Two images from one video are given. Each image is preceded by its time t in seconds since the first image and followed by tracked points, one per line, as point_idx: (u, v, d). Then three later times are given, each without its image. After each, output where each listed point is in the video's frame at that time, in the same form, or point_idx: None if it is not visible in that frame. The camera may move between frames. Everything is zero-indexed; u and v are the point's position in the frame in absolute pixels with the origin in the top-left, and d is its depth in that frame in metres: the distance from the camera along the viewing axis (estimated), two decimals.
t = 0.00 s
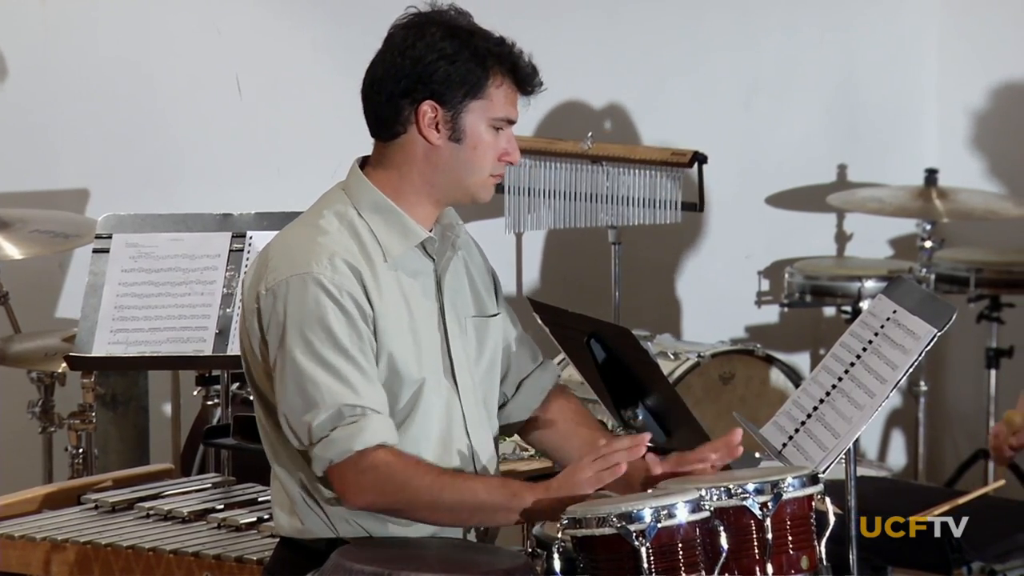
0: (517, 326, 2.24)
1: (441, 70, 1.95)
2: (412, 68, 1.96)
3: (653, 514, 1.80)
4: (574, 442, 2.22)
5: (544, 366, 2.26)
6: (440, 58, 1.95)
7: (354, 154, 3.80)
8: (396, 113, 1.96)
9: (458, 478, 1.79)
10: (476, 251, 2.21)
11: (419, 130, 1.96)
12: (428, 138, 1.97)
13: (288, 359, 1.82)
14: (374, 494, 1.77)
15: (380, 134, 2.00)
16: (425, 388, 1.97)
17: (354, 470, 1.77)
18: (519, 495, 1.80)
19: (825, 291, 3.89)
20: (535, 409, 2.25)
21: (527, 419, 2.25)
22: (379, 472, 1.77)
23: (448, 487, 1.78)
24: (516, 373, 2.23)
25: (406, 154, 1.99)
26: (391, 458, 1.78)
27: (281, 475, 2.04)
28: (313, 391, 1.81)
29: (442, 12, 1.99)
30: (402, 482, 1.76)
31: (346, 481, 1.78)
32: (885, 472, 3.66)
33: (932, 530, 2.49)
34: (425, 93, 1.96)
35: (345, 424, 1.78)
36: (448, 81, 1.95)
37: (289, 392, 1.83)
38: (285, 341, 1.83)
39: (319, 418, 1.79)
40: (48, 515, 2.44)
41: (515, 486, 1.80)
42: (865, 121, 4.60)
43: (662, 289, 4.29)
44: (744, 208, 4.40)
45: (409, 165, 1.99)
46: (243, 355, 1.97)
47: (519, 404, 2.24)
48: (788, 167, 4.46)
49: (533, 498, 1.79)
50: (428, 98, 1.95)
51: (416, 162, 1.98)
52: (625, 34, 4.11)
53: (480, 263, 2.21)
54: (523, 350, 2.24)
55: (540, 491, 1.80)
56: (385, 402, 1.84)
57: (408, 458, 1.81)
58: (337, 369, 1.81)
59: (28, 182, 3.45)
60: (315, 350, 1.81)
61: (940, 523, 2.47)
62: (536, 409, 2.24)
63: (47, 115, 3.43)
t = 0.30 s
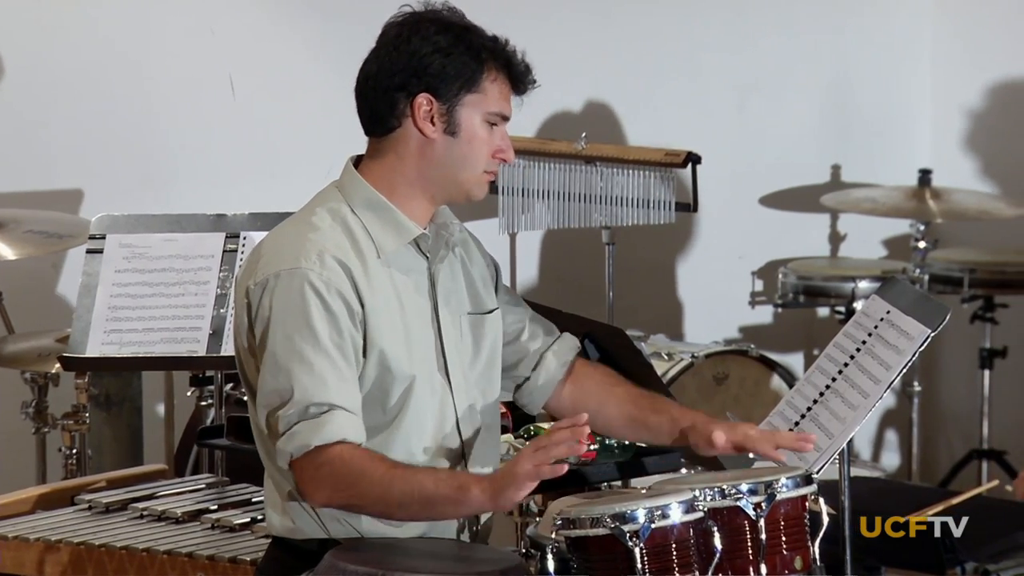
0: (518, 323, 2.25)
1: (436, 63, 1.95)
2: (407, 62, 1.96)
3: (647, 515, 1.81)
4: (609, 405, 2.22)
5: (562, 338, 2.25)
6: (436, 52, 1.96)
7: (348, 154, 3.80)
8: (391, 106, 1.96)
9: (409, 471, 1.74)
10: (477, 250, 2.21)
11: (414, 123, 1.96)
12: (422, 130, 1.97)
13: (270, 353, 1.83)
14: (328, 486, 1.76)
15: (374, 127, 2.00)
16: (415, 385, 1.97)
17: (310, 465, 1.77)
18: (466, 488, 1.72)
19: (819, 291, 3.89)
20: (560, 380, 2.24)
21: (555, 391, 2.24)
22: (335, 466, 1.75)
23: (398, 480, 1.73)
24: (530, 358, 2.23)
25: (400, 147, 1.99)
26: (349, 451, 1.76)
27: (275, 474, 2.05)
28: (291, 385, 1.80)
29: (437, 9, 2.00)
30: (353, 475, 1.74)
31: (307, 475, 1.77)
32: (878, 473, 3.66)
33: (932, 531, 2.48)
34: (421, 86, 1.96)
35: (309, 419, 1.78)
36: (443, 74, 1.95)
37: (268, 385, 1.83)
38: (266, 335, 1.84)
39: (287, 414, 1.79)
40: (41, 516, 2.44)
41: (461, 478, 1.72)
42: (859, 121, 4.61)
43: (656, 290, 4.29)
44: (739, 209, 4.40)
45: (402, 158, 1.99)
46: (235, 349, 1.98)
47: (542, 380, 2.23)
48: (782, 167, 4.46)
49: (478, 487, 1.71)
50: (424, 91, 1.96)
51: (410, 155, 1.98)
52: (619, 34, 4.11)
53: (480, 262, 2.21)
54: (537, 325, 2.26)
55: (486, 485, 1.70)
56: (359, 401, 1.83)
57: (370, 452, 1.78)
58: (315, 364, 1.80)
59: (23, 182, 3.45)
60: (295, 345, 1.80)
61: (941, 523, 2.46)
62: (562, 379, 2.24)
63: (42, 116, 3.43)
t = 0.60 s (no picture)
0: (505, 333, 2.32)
1: (443, 73, 2.01)
2: (414, 70, 2.02)
3: (637, 514, 1.82)
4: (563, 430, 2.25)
5: (536, 369, 2.31)
6: (444, 62, 2.01)
7: (339, 154, 3.80)
8: (395, 113, 2.02)
9: (399, 481, 1.75)
10: (470, 258, 2.29)
11: (416, 132, 2.02)
12: (423, 140, 2.02)
13: (264, 353, 1.86)
14: (322, 493, 1.77)
15: (378, 132, 2.06)
16: (408, 389, 2.03)
17: (305, 469, 1.79)
18: (455, 501, 1.72)
19: (810, 291, 3.89)
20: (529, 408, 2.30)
21: (519, 418, 2.30)
22: (328, 472, 1.77)
23: (388, 490, 1.74)
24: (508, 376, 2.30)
25: (401, 155, 2.05)
26: (344, 458, 1.78)
27: (263, 474, 2.06)
28: (285, 386, 1.84)
29: (450, 19, 2.06)
30: (345, 481, 1.75)
31: (300, 480, 1.79)
32: (869, 472, 3.66)
33: (932, 531, 2.46)
34: (426, 95, 2.02)
35: (303, 423, 1.81)
36: (449, 86, 2.01)
37: (261, 386, 1.86)
38: (261, 335, 1.87)
39: (282, 418, 1.82)
40: (32, 516, 2.44)
41: (452, 491, 1.72)
42: (850, 122, 4.61)
43: (648, 290, 4.29)
44: (730, 209, 4.40)
45: (403, 166, 2.05)
46: (226, 350, 2.00)
47: (512, 404, 2.30)
48: (774, 167, 4.46)
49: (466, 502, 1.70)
50: (428, 100, 2.01)
51: (410, 164, 2.04)
52: (610, 34, 4.11)
53: (471, 270, 2.28)
54: (517, 350, 2.32)
55: (473, 498, 1.69)
56: (351, 404, 1.86)
57: (364, 460, 1.79)
58: (309, 366, 1.84)
59: (15, 182, 3.45)
60: (289, 346, 1.84)
61: (941, 523, 2.44)
62: (529, 410, 2.30)
63: (34, 116, 3.43)
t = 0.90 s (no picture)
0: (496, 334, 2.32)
1: (433, 75, 2.01)
2: (404, 70, 2.01)
3: (624, 515, 1.83)
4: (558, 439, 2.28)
5: (529, 368, 2.32)
6: (433, 64, 2.01)
7: (327, 154, 3.80)
8: (384, 113, 2.02)
9: (387, 490, 1.77)
10: (459, 258, 2.29)
11: (404, 133, 2.02)
12: (412, 141, 2.02)
13: (251, 354, 1.86)
14: (309, 494, 1.79)
15: (366, 132, 2.05)
16: (395, 389, 2.03)
17: (292, 469, 1.80)
18: (442, 515, 1.75)
19: (797, 291, 3.90)
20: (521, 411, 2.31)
21: (513, 419, 2.31)
22: (316, 473, 1.78)
23: (375, 498, 1.76)
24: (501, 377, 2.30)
25: (390, 155, 2.04)
26: (331, 461, 1.79)
27: (249, 474, 2.05)
28: (272, 387, 1.84)
29: (439, 21, 2.06)
30: (333, 484, 1.77)
31: (288, 479, 1.81)
32: (855, 472, 3.67)
33: (932, 531, 2.45)
34: (415, 96, 2.02)
35: (291, 423, 1.82)
36: (439, 87, 2.01)
37: (247, 386, 1.87)
38: (247, 335, 1.88)
39: (270, 418, 1.83)
40: (19, 516, 2.44)
41: (439, 504, 1.75)
42: (837, 122, 4.61)
43: (636, 290, 4.29)
44: (717, 208, 4.40)
45: (391, 166, 2.05)
46: (213, 350, 2.01)
47: (506, 408, 2.30)
48: (761, 168, 4.47)
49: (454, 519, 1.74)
50: (417, 102, 2.01)
51: (399, 164, 2.04)
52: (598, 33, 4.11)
53: (460, 271, 2.28)
54: (508, 352, 2.32)
55: (462, 513, 1.73)
56: (339, 405, 1.87)
57: (354, 464, 1.81)
58: (296, 366, 1.84)
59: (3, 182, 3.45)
60: (275, 346, 1.85)
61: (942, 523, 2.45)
62: (522, 411, 2.31)
63: (22, 116, 3.43)
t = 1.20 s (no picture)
0: (487, 334, 2.32)
1: (420, 72, 2.02)
2: (390, 69, 2.02)
3: (613, 514, 1.83)
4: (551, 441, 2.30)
5: (523, 367, 2.31)
6: (419, 61, 2.02)
7: (316, 155, 3.79)
8: (372, 112, 2.02)
9: (374, 497, 1.77)
10: (448, 258, 2.29)
11: (393, 131, 2.02)
12: (401, 138, 2.02)
13: (240, 355, 1.87)
14: (297, 497, 1.80)
15: (353, 132, 2.05)
16: (384, 391, 2.03)
17: (281, 472, 1.81)
18: (429, 524, 1.75)
19: (785, 291, 3.90)
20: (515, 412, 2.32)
21: (507, 420, 2.31)
22: (304, 478, 1.79)
23: (361, 506, 1.77)
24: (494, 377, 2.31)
25: (378, 154, 2.04)
26: (321, 465, 1.80)
27: (239, 474, 2.05)
28: (261, 389, 1.84)
29: (424, 18, 2.06)
30: (319, 490, 1.78)
31: (276, 482, 1.82)
32: (843, 472, 3.67)
33: (932, 531, 2.44)
34: (402, 94, 2.02)
35: (280, 426, 1.82)
36: (426, 84, 2.02)
37: (237, 388, 1.87)
38: (236, 337, 1.88)
39: (259, 420, 1.83)
40: (7, 516, 2.44)
41: (425, 514, 1.75)
42: (826, 121, 4.61)
43: (626, 290, 4.29)
44: (706, 208, 4.40)
45: (379, 165, 2.05)
46: (203, 350, 2.01)
47: (499, 409, 2.31)
48: (749, 168, 4.47)
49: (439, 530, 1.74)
50: (404, 100, 2.01)
51: (387, 162, 2.04)
52: (586, 33, 4.12)
53: (451, 271, 2.28)
54: (501, 350, 2.32)
55: (448, 523, 1.74)
56: (328, 406, 1.87)
57: (342, 468, 1.82)
58: (285, 367, 1.84)
59: None
60: (264, 348, 1.85)
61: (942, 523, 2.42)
62: (515, 412, 2.31)
63: (9, 115, 3.44)
